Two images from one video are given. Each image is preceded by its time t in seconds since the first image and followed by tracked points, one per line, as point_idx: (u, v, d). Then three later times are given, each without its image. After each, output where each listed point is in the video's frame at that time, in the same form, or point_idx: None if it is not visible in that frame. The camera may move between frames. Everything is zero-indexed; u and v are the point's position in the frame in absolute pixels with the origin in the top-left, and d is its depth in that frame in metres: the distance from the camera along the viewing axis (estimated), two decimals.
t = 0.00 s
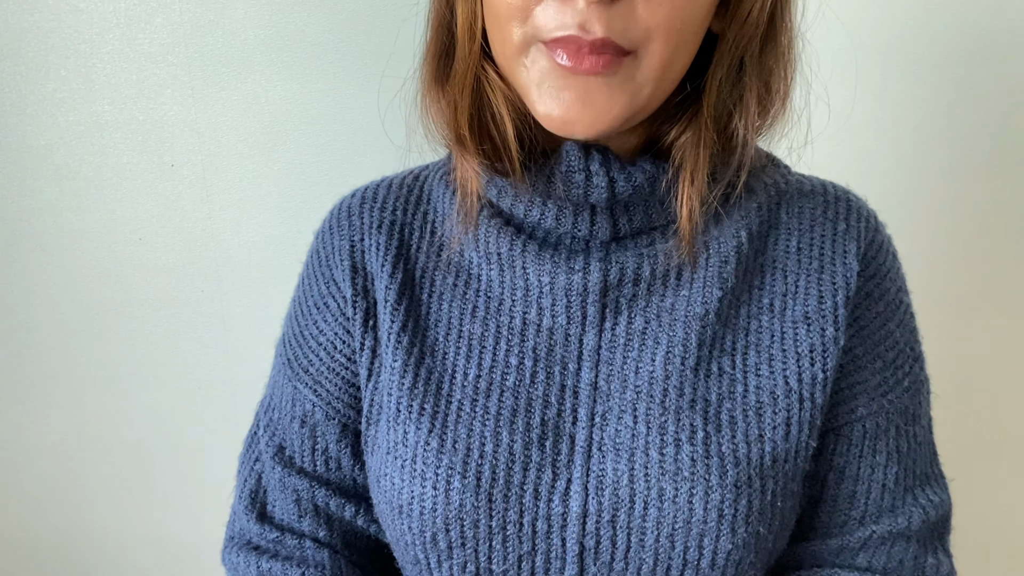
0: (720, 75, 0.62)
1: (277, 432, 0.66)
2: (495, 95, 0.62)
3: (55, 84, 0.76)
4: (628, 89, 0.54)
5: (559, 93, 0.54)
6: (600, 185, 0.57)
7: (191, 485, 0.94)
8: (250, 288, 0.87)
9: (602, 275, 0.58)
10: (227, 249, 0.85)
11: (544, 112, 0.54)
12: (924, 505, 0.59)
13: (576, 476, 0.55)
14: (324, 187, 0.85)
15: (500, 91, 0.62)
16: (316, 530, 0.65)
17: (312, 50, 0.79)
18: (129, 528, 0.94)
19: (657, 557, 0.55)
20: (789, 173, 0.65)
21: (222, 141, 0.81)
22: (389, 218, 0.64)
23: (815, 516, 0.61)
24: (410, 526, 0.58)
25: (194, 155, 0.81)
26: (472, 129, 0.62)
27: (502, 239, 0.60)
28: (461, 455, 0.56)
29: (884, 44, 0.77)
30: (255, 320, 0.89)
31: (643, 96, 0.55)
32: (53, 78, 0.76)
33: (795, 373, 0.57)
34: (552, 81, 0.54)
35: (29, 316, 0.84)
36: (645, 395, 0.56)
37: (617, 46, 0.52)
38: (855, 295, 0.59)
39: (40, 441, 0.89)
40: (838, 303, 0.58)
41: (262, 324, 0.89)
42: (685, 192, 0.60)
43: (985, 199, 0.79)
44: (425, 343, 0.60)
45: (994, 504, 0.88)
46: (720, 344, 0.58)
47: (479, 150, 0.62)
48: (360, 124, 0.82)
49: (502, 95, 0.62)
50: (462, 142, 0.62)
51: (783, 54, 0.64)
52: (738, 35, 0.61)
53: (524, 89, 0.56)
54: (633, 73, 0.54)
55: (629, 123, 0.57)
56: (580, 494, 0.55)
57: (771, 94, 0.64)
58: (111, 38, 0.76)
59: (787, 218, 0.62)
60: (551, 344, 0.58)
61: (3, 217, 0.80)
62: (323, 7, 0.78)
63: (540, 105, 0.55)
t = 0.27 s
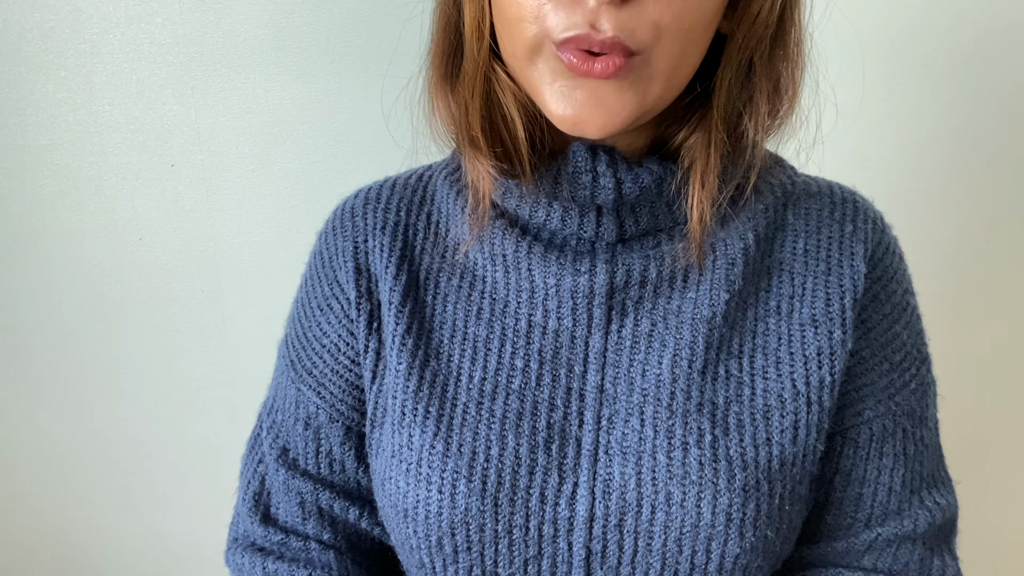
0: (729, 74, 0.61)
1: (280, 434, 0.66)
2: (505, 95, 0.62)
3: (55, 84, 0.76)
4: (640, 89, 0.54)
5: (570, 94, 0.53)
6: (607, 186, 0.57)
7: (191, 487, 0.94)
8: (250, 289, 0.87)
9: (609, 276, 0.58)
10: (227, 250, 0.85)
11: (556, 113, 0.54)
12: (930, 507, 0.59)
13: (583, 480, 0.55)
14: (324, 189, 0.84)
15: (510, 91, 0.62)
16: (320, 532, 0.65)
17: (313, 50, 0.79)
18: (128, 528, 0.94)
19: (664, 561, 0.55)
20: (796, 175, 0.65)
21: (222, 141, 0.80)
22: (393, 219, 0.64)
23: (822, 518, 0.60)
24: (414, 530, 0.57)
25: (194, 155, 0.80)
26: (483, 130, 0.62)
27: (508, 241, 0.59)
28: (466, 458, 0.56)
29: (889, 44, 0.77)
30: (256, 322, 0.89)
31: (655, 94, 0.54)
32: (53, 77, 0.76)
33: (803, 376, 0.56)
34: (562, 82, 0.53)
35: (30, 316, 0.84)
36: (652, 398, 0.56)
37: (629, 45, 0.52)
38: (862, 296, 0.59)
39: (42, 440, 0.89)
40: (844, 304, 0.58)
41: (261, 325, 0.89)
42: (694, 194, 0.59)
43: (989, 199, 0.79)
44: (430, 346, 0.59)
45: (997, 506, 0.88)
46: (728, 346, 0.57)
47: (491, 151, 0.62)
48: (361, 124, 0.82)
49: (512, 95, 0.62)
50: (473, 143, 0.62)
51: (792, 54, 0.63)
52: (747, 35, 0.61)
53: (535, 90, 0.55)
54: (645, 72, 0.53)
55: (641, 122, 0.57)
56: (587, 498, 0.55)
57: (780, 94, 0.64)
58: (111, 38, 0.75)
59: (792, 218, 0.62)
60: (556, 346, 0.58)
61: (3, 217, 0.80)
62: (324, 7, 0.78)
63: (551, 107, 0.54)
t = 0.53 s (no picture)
0: (733, 75, 0.62)
1: (284, 433, 0.66)
2: (506, 94, 0.62)
3: (54, 84, 0.76)
4: (641, 85, 0.53)
5: (570, 89, 0.53)
6: (612, 186, 0.57)
7: (192, 486, 0.94)
8: (250, 289, 0.87)
9: (612, 277, 0.58)
10: (227, 250, 0.85)
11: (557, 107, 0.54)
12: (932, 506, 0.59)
13: (587, 480, 0.55)
14: (326, 188, 0.84)
15: (511, 91, 0.62)
16: (323, 531, 0.65)
17: (313, 50, 0.79)
18: (129, 527, 0.95)
19: (668, 562, 0.55)
20: (800, 176, 0.65)
21: (222, 141, 0.80)
22: (397, 219, 0.64)
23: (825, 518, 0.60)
24: (419, 530, 0.57)
25: (194, 154, 0.80)
26: (484, 130, 0.62)
27: (511, 241, 0.60)
28: (470, 458, 0.56)
29: (889, 43, 0.77)
30: (256, 321, 0.89)
31: (658, 92, 0.54)
32: (53, 78, 0.76)
33: (806, 377, 0.56)
34: (563, 77, 0.53)
35: (31, 316, 0.84)
36: (656, 398, 0.56)
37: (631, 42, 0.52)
38: (865, 297, 0.59)
39: (42, 439, 0.90)
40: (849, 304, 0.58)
41: (262, 325, 0.89)
42: (699, 193, 0.59)
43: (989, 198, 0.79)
44: (433, 346, 0.60)
45: (996, 506, 0.88)
46: (731, 347, 0.57)
47: (491, 151, 0.62)
48: (361, 123, 0.82)
49: (513, 95, 0.62)
50: (473, 142, 0.62)
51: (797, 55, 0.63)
52: (751, 35, 0.61)
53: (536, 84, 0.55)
54: (647, 68, 0.53)
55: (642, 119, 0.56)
56: (591, 498, 0.55)
57: (785, 93, 0.64)
58: (111, 39, 0.75)
59: (795, 219, 0.62)
60: (560, 347, 0.58)
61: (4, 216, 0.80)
62: (324, 6, 0.77)
63: (551, 102, 0.54)
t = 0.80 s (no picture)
0: (736, 74, 0.62)
1: (287, 436, 0.66)
2: (511, 94, 0.62)
3: (55, 83, 0.76)
4: (645, 86, 0.54)
5: (575, 91, 0.53)
6: (616, 186, 0.57)
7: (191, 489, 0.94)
8: (251, 293, 0.86)
9: (617, 276, 0.58)
10: (227, 254, 0.85)
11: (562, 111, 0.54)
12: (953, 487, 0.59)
13: (597, 479, 0.55)
14: (324, 191, 0.84)
15: (516, 90, 0.62)
16: (325, 533, 0.65)
17: (313, 49, 0.78)
18: (131, 528, 0.94)
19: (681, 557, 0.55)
20: (799, 176, 0.66)
21: (221, 142, 0.80)
22: (399, 220, 0.64)
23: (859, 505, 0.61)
24: (430, 532, 0.58)
25: (193, 155, 0.80)
26: (491, 129, 0.62)
27: (515, 242, 0.60)
28: (481, 459, 0.56)
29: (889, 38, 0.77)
30: (256, 325, 0.88)
31: (660, 91, 0.55)
32: (53, 78, 0.76)
33: (814, 374, 0.57)
34: (568, 79, 0.53)
35: (31, 317, 0.84)
36: (664, 398, 0.57)
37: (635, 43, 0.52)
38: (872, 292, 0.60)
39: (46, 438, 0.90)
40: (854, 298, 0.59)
41: (263, 326, 0.89)
42: (702, 195, 0.60)
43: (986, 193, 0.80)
44: (439, 347, 0.60)
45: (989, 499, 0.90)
46: (738, 346, 0.58)
47: (500, 150, 0.62)
48: (362, 123, 0.81)
49: (518, 95, 0.62)
50: (480, 142, 0.62)
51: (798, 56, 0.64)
52: (754, 35, 0.61)
53: (541, 88, 0.55)
54: (651, 70, 0.53)
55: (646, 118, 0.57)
56: (602, 497, 0.55)
57: (786, 95, 0.64)
58: (110, 39, 0.75)
59: (797, 217, 0.63)
60: (567, 347, 0.58)
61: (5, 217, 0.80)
62: (325, 7, 0.77)
63: (556, 105, 0.54)
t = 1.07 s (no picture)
0: (741, 72, 0.62)
1: (295, 436, 0.66)
2: (517, 91, 0.62)
3: (55, 83, 0.77)
4: (652, 89, 0.54)
5: (582, 93, 0.54)
6: (623, 182, 0.57)
7: (193, 487, 0.95)
8: (252, 295, 0.87)
9: (624, 272, 0.58)
10: (229, 255, 0.85)
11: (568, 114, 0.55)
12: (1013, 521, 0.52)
13: (604, 474, 0.55)
14: (323, 192, 0.83)
15: (522, 87, 0.62)
16: (333, 533, 0.65)
17: (312, 48, 0.78)
18: (138, 523, 0.96)
19: (689, 552, 0.55)
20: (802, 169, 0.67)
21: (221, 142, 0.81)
22: (405, 221, 0.64)
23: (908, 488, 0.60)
24: (437, 530, 0.58)
25: (193, 155, 0.81)
26: (498, 130, 0.62)
27: (522, 239, 0.60)
28: (487, 456, 0.56)
29: (897, 32, 0.74)
30: (257, 326, 0.88)
31: (666, 95, 0.55)
32: (53, 78, 0.77)
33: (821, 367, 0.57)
34: (574, 81, 0.54)
35: (38, 312, 0.86)
36: (671, 391, 0.57)
37: (642, 46, 0.52)
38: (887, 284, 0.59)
39: (54, 433, 0.92)
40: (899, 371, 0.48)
41: (260, 327, 0.88)
42: (708, 193, 0.60)
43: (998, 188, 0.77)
44: (446, 346, 0.60)
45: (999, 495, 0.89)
46: (744, 339, 0.59)
47: (508, 151, 0.62)
48: (361, 121, 0.81)
49: (524, 92, 0.62)
50: (488, 140, 0.62)
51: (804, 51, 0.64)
52: (759, 32, 0.61)
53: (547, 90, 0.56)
54: (658, 73, 0.54)
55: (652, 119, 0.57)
56: (608, 492, 0.55)
57: (791, 91, 0.64)
58: (110, 38, 0.76)
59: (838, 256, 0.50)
60: (573, 343, 0.58)
61: (9, 214, 0.82)
62: (324, 4, 0.77)
63: (563, 108, 0.55)
